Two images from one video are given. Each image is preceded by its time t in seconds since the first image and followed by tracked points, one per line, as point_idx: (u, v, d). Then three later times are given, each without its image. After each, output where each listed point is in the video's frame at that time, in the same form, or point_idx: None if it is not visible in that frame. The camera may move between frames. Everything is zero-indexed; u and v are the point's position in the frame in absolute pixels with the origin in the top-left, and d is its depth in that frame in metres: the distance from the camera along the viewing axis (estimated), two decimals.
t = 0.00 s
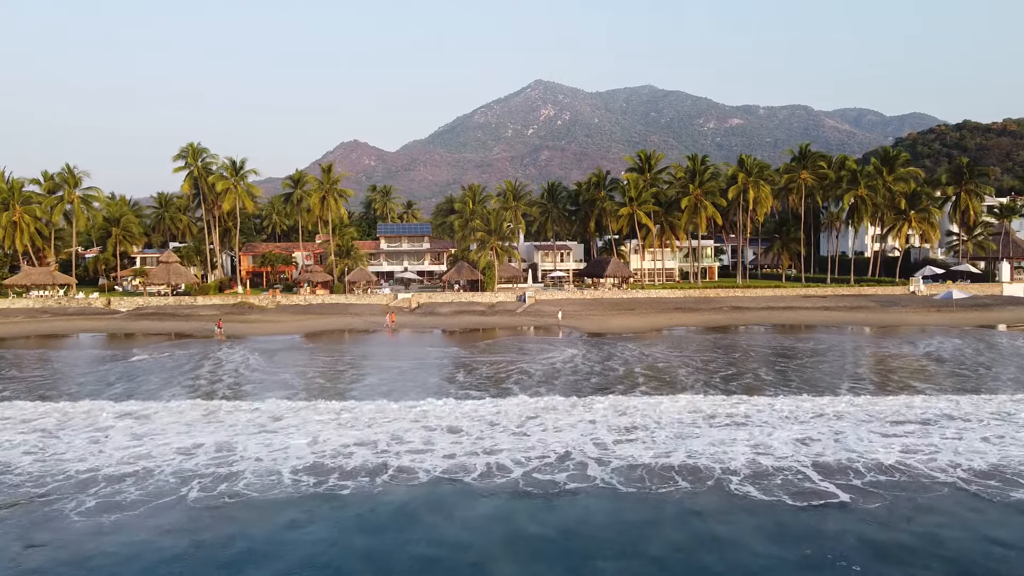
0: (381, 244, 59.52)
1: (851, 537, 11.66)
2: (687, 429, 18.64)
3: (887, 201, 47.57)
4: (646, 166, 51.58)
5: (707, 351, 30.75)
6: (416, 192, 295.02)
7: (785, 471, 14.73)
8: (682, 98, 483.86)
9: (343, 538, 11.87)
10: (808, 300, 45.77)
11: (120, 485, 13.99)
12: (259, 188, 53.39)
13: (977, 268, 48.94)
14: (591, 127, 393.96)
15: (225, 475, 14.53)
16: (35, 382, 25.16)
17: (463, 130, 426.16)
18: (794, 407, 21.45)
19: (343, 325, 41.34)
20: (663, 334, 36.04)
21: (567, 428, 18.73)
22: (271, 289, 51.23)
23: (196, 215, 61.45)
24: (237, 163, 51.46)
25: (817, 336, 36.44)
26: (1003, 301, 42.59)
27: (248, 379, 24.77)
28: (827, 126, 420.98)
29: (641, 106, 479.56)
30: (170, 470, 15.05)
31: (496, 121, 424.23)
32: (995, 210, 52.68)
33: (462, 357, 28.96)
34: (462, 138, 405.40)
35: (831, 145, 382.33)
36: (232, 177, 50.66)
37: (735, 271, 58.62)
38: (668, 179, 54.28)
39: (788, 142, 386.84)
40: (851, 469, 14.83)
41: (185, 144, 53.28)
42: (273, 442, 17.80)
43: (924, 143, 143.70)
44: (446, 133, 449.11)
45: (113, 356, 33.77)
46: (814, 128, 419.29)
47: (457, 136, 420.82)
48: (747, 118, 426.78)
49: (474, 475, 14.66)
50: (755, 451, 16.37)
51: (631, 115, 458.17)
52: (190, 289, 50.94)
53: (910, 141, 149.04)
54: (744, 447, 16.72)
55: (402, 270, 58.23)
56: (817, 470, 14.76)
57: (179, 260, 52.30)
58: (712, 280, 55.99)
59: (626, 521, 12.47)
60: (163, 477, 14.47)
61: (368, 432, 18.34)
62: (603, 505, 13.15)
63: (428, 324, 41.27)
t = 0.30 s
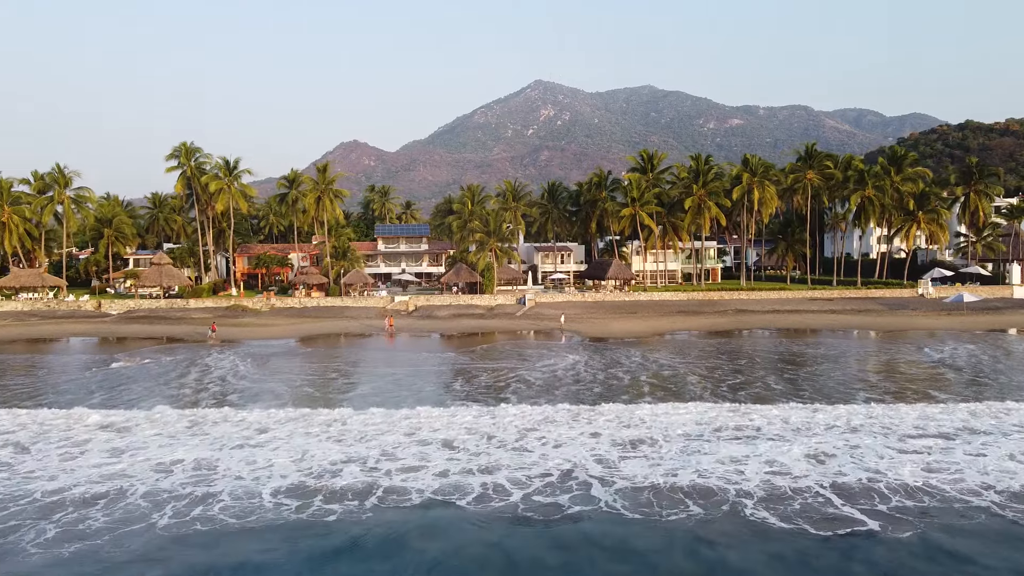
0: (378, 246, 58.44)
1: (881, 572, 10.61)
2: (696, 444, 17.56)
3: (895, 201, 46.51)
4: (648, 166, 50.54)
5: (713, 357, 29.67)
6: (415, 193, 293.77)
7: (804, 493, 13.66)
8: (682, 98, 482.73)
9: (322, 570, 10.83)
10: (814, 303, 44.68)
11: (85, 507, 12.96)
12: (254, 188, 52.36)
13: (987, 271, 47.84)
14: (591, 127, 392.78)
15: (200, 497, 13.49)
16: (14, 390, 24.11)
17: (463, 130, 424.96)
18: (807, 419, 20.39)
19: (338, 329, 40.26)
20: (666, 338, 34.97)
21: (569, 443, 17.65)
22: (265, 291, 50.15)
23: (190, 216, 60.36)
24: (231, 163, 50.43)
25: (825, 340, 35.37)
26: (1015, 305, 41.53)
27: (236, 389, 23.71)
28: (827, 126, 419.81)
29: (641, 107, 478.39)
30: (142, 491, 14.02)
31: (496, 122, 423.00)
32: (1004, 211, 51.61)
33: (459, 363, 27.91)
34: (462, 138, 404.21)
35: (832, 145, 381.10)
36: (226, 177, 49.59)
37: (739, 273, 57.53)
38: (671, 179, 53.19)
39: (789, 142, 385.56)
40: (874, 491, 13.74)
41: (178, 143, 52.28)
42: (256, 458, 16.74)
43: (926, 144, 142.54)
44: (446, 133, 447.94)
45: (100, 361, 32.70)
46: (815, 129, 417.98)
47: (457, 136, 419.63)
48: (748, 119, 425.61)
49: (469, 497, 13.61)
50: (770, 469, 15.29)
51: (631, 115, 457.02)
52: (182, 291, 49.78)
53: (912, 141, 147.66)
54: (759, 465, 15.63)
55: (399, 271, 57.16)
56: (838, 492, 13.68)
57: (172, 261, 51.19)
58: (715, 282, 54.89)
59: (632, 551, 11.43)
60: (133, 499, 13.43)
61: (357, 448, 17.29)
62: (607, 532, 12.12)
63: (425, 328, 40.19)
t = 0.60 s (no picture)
0: (375, 247, 57.38)
1: None
2: (706, 461, 16.53)
3: (903, 202, 45.47)
4: (651, 166, 49.54)
5: (720, 364, 28.61)
6: (415, 193, 292.39)
7: (825, 520, 12.64)
8: (682, 98, 481.18)
9: None
10: (821, 306, 43.61)
11: (45, 538, 11.94)
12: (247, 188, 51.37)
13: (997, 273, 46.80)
14: (591, 127, 391.58)
15: (172, 524, 12.49)
16: None
17: (463, 130, 423.71)
18: (821, 432, 19.34)
19: (332, 334, 39.20)
20: (670, 344, 33.95)
21: (571, 460, 16.63)
22: (259, 294, 49.08)
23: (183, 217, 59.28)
24: (224, 163, 49.40)
25: (834, 346, 34.33)
26: None
27: (222, 400, 22.66)
28: (827, 127, 418.72)
29: (641, 107, 477.14)
30: (111, 517, 13.02)
31: (496, 122, 421.90)
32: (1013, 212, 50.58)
33: (456, 371, 26.87)
34: (462, 138, 403.01)
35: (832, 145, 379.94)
36: (218, 177, 48.54)
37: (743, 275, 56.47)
38: (673, 180, 52.13)
39: (789, 142, 383.51)
40: (900, 518, 12.72)
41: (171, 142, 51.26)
42: (238, 476, 15.73)
43: (928, 144, 141.38)
44: (446, 133, 446.72)
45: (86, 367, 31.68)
46: (815, 129, 416.80)
47: (456, 136, 418.35)
48: (748, 119, 424.48)
49: (463, 525, 12.57)
50: (787, 492, 14.26)
51: (632, 116, 455.84)
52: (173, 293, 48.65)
53: (914, 141, 146.54)
54: (774, 486, 14.61)
55: (396, 273, 56.10)
56: (862, 520, 12.65)
57: (164, 263, 50.11)
58: (718, 285, 53.87)
59: None
60: (99, 527, 12.42)
61: (346, 466, 16.25)
62: (613, 566, 11.10)
63: (423, 333, 39.13)
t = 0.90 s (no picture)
0: (372, 249, 56.36)
1: None
2: (716, 481, 15.52)
3: (911, 203, 44.43)
4: (653, 166, 48.52)
5: (726, 371, 27.56)
6: (414, 193, 291.07)
7: (850, 553, 11.65)
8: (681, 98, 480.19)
9: None
10: (828, 309, 42.54)
11: None
12: (241, 189, 50.36)
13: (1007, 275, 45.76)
14: (591, 127, 390.34)
15: (140, 560, 11.51)
16: None
17: (462, 130, 422.41)
18: (835, 447, 18.34)
19: (326, 338, 38.16)
20: (674, 349, 32.95)
21: (574, 479, 15.59)
22: (253, 297, 48.02)
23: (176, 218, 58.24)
24: (217, 163, 48.35)
25: (842, 351, 33.33)
26: None
27: (208, 411, 21.63)
28: (827, 127, 417.64)
29: (641, 107, 475.88)
30: (74, 549, 12.05)
31: (496, 122, 420.72)
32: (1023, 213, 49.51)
33: (453, 379, 25.85)
34: (461, 138, 401.71)
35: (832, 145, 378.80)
36: (211, 177, 47.47)
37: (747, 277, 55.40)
38: (676, 180, 51.08)
39: (789, 142, 382.29)
40: (932, 551, 11.72)
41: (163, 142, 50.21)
42: (217, 498, 14.73)
43: (930, 144, 140.10)
44: (446, 133, 445.61)
45: (71, 374, 30.68)
46: (815, 129, 415.69)
47: (456, 136, 417.04)
48: (748, 119, 423.38)
49: (457, 559, 11.55)
50: (806, 518, 13.23)
51: (631, 116, 454.77)
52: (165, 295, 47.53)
53: (916, 141, 145.42)
54: (792, 511, 13.59)
55: (394, 275, 55.09)
56: (890, 553, 11.65)
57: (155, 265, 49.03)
58: (721, 287, 52.86)
59: None
60: (60, 563, 11.45)
61: (332, 486, 15.22)
62: None
63: (419, 338, 38.06)
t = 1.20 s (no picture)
0: (369, 250, 55.36)
1: None
2: (728, 503, 14.55)
3: (920, 204, 43.44)
4: (656, 166, 47.46)
5: (733, 379, 26.57)
6: (413, 193, 290.07)
7: None
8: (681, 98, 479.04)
9: None
10: (835, 313, 41.54)
11: None
12: (235, 189, 49.32)
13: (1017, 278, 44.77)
14: (591, 127, 389.29)
15: None
16: None
17: (462, 130, 421.18)
18: (852, 463, 17.33)
19: (321, 343, 37.15)
20: (678, 356, 31.94)
21: (576, 501, 14.62)
22: (247, 300, 46.99)
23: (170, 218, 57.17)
24: (210, 163, 47.30)
25: (852, 357, 32.31)
26: None
27: (193, 424, 20.66)
28: (828, 127, 416.72)
29: (640, 107, 474.82)
30: None
31: (496, 121, 419.59)
32: None
33: (449, 388, 24.81)
34: (461, 138, 400.58)
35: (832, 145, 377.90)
36: (203, 178, 46.43)
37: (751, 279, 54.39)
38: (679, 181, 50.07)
39: (789, 142, 381.44)
40: None
41: (155, 142, 49.13)
42: (194, 523, 13.73)
43: (932, 144, 139.12)
44: (445, 133, 444.45)
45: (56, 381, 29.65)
46: (815, 129, 414.83)
47: (456, 136, 415.86)
48: (748, 119, 422.48)
49: None
50: (827, 549, 12.27)
51: (631, 116, 453.86)
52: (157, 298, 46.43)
53: (918, 141, 144.51)
54: (811, 540, 12.63)
55: (391, 277, 54.08)
56: None
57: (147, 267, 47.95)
58: (724, 290, 51.81)
59: None
60: None
61: (318, 509, 14.23)
62: None
63: (416, 343, 37.06)
